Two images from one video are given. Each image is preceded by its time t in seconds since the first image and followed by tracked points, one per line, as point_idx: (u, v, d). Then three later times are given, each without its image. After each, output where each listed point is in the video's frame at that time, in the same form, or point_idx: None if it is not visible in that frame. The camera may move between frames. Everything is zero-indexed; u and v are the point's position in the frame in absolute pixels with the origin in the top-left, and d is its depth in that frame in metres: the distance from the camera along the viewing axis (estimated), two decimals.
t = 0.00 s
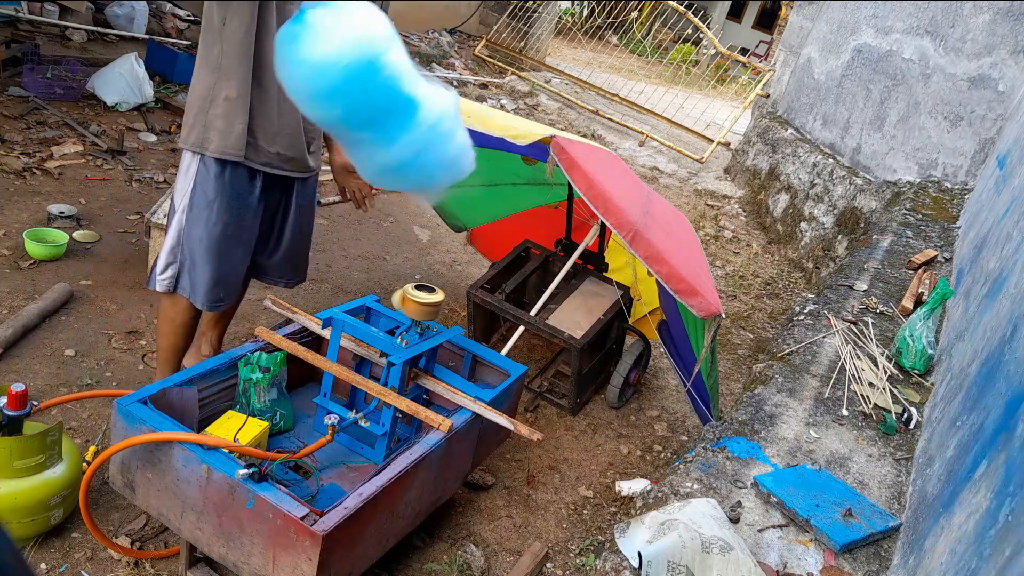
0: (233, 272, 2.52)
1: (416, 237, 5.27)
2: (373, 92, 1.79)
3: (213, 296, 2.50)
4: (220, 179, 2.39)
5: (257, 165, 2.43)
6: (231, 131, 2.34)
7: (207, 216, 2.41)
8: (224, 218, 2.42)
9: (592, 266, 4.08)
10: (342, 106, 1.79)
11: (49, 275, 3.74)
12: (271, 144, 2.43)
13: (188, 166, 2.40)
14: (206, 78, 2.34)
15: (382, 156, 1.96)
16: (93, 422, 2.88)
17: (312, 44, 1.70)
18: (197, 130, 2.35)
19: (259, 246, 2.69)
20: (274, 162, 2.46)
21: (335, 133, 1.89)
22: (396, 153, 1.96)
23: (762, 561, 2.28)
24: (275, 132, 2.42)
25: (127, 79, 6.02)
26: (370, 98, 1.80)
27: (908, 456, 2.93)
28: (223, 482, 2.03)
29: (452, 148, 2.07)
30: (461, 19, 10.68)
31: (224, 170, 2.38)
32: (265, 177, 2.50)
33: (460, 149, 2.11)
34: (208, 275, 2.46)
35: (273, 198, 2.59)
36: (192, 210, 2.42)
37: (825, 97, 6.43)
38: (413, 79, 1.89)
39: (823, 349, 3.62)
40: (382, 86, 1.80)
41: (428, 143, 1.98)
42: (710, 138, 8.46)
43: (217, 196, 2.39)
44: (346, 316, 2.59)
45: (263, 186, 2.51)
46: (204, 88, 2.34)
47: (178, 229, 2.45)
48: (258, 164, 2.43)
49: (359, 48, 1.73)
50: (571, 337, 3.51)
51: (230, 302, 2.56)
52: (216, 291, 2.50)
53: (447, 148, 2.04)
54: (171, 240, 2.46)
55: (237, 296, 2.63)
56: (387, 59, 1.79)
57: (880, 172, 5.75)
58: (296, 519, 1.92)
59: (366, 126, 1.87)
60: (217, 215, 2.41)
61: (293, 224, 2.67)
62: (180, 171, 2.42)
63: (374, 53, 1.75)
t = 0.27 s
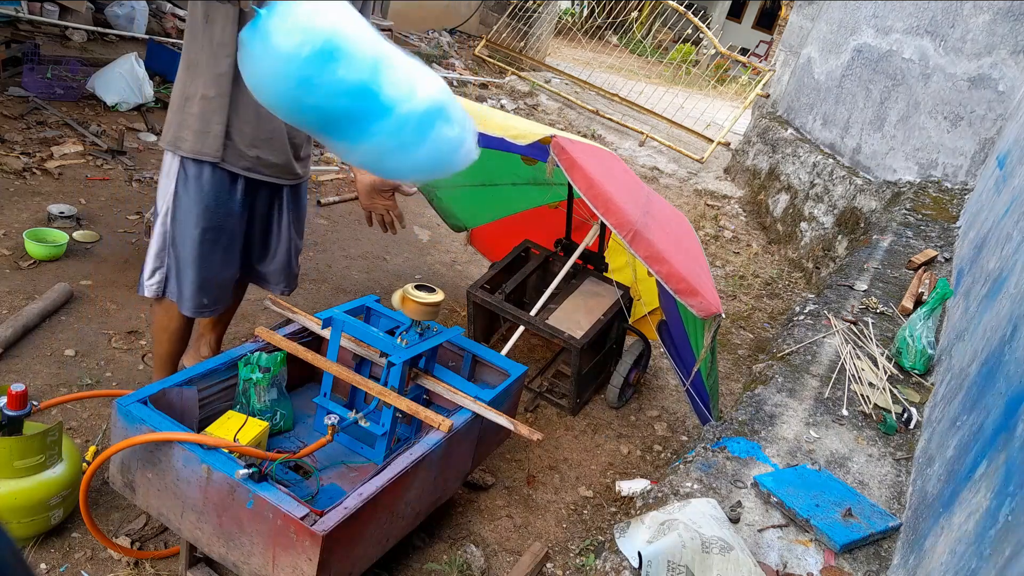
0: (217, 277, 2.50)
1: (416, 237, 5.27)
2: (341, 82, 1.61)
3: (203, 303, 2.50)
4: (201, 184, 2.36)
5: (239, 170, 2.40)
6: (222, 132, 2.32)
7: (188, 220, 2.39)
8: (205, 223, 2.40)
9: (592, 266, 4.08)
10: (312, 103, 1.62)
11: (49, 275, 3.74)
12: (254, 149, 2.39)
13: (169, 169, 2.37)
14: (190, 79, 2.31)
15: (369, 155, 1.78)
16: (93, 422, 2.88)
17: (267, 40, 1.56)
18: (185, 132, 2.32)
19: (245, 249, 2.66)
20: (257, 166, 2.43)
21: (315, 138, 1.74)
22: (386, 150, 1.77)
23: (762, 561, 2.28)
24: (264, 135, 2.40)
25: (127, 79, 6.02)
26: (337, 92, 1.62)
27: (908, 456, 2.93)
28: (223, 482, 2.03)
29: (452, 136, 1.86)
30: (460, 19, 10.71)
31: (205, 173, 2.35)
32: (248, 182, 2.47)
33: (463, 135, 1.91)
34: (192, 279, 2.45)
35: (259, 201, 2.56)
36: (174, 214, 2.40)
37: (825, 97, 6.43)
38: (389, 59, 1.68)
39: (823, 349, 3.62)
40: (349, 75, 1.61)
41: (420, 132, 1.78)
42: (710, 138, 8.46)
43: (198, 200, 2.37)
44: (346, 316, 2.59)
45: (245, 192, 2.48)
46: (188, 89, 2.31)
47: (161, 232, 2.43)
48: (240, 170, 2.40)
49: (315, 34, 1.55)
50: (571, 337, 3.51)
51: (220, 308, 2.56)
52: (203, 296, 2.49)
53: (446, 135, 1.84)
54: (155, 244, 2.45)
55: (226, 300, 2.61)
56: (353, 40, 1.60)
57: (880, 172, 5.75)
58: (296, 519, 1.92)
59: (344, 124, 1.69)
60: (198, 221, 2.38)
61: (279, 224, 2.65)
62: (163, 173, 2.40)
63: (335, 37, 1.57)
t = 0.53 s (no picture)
0: (192, 287, 2.48)
1: (416, 237, 5.27)
2: (331, 87, 1.63)
3: (172, 314, 2.49)
4: (179, 191, 2.35)
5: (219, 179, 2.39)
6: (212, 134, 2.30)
7: (165, 227, 2.38)
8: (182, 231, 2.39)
9: (592, 266, 4.08)
10: (303, 108, 1.65)
11: (49, 275, 3.74)
12: (235, 158, 2.38)
13: (150, 176, 2.37)
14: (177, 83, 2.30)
15: (365, 153, 1.80)
16: (93, 422, 2.88)
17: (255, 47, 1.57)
18: (173, 136, 2.30)
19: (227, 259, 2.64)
20: (235, 176, 2.41)
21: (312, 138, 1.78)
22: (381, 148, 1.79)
23: (762, 561, 2.28)
24: (249, 138, 2.38)
25: (127, 79, 6.02)
26: (325, 98, 1.64)
27: (908, 456, 2.93)
28: (224, 482, 2.02)
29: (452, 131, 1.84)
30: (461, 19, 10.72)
31: (185, 180, 2.35)
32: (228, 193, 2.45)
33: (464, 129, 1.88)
34: (166, 288, 2.44)
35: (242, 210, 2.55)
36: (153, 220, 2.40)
37: (825, 98, 6.43)
38: (383, 60, 1.67)
39: (823, 349, 3.62)
40: (338, 81, 1.62)
41: (415, 129, 1.77)
42: (710, 138, 8.46)
43: (175, 207, 2.36)
44: (347, 316, 2.59)
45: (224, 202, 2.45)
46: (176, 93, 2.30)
47: (140, 236, 2.44)
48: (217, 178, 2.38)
49: (301, 41, 1.56)
50: (571, 337, 3.51)
51: (189, 320, 2.55)
52: (172, 307, 2.48)
53: (443, 130, 1.82)
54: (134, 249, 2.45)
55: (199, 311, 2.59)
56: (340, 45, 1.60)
57: (880, 172, 5.75)
58: (296, 519, 1.92)
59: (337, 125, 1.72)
60: (174, 228, 2.37)
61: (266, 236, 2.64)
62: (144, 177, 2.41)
63: (322, 43, 1.58)
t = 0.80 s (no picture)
0: (192, 299, 2.49)
1: (416, 237, 5.27)
2: (340, 141, 1.73)
3: (172, 328, 2.51)
4: (181, 204, 2.35)
5: (222, 189, 2.39)
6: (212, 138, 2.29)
7: (166, 242, 2.38)
8: (183, 245, 2.39)
9: (592, 266, 4.07)
10: (316, 159, 1.76)
11: (49, 275, 3.74)
12: (238, 167, 2.38)
13: (150, 189, 2.36)
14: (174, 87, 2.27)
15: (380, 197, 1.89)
16: (92, 423, 2.88)
17: (268, 104, 1.67)
18: (172, 142, 2.29)
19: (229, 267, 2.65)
20: (239, 186, 2.41)
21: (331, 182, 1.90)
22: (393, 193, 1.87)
23: (762, 561, 2.28)
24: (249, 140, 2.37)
25: (127, 79, 6.02)
26: (335, 151, 1.75)
27: (908, 456, 2.93)
28: (224, 481, 2.02)
29: (464, 176, 1.90)
30: (461, 19, 10.73)
31: (188, 193, 2.34)
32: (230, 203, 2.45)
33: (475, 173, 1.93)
34: (166, 302, 2.44)
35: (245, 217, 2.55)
36: (152, 234, 2.39)
37: (825, 97, 6.43)
38: (390, 113, 1.75)
39: (823, 349, 3.62)
40: (347, 136, 1.73)
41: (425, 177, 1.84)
42: (710, 138, 8.46)
43: (177, 220, 2.36)
44: (347, 316, 2.59)
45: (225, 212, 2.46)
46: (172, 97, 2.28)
47: (140, 250, 2.43)
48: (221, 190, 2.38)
49: (311, 100, 1.66)
50: (571, 337, 3.51)
51: (188, 332, 2.57)
52: (172, 322, 2.50)
53: (455, 177, 1.88)
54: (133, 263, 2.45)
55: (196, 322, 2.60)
56: (349, 102, 1.69)
57: (880, 172, 5.75)
58: (296, 519, 1.92)
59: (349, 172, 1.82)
60: (175, 242, 2.37)
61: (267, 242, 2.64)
62: (143, 190, 2.39)
63: (331, 102, 1.67)
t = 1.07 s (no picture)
0: (205, 299, 2.48)
1: (416, 237, 5.27)
2: (359, 162, 1.97)
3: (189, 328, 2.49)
4: (189, 208, 2.35)
5: (230, 192, 2.40)
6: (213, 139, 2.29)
7: (178, 244, 2.37)
8: (195, 246, 2.39)
9: (592, 266, 4.07)
10: (339, 176, 2.01)
11: (49, 275, 3.74)
12: (243, 170, 2.39)
13: (157, 194, 2.35)
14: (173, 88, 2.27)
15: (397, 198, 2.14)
16: (93, 422, 2.88)
17: (292, 136, 1.89)
18: (173, 145, 2.29)
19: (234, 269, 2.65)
20: (246, 188, 2.42)
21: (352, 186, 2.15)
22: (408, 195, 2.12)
23: (762, 561, 2.28)
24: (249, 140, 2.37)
25: (127, 79, 6.02)
26: (356, 170, 1.99)
27: (908, 456, 2.93)
28: (223, 481, 2.03)
29: (472, 173, 2.13)
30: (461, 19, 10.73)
31: (197, 197, 2.35)
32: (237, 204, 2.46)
33: (484, 167, 2.15)
34: (180, 304, 2.42)
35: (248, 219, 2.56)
36: (163, 237, 2.38)
37: (825, 98, 6.43)
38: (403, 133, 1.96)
39: (823, 349, 3.62)
40: (366, 157, 1.96)
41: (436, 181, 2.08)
42: (710, 138, 8.46)
43: (187, 224, 2.36)
44: (347, 316, 2.59)
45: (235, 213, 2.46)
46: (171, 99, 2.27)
47: (150, 254, 2.41)
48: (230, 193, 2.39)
49: (331, 131, 1.88)
50: (571, 337, 3.51)
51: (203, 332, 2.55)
52: (189, 321, 2.48)
53: (463, 178, 2.12)
54: (143, 267, 2.42)
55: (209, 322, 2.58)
56: (365, 129, 1.91)
57: (880, 172, 5.75)
58: (296, 519, 1.92)
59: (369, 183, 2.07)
60: (188, 244, 2.37)
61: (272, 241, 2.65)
62: (147, 195, 2.37)
63: (350, 130, 1.89)
